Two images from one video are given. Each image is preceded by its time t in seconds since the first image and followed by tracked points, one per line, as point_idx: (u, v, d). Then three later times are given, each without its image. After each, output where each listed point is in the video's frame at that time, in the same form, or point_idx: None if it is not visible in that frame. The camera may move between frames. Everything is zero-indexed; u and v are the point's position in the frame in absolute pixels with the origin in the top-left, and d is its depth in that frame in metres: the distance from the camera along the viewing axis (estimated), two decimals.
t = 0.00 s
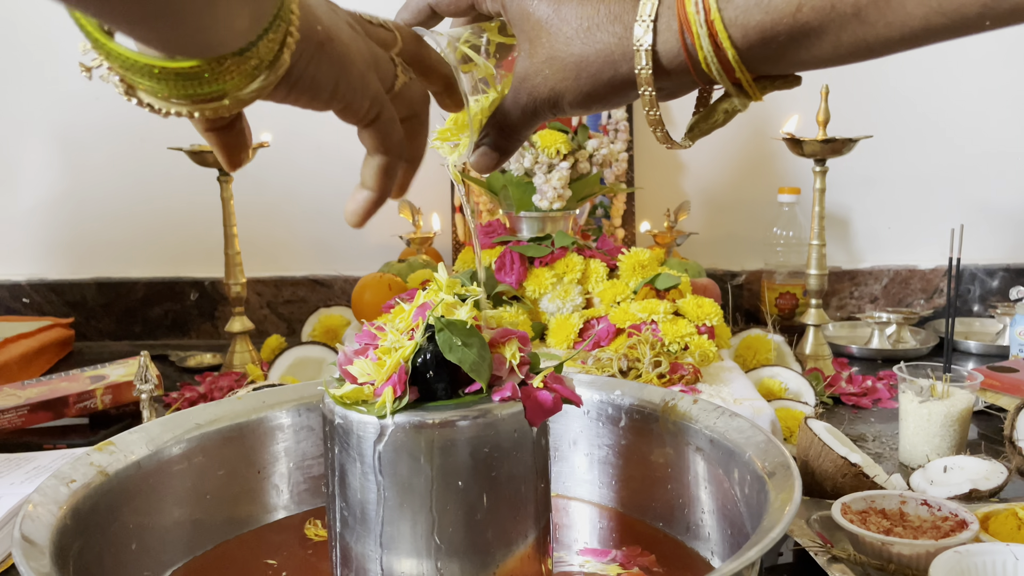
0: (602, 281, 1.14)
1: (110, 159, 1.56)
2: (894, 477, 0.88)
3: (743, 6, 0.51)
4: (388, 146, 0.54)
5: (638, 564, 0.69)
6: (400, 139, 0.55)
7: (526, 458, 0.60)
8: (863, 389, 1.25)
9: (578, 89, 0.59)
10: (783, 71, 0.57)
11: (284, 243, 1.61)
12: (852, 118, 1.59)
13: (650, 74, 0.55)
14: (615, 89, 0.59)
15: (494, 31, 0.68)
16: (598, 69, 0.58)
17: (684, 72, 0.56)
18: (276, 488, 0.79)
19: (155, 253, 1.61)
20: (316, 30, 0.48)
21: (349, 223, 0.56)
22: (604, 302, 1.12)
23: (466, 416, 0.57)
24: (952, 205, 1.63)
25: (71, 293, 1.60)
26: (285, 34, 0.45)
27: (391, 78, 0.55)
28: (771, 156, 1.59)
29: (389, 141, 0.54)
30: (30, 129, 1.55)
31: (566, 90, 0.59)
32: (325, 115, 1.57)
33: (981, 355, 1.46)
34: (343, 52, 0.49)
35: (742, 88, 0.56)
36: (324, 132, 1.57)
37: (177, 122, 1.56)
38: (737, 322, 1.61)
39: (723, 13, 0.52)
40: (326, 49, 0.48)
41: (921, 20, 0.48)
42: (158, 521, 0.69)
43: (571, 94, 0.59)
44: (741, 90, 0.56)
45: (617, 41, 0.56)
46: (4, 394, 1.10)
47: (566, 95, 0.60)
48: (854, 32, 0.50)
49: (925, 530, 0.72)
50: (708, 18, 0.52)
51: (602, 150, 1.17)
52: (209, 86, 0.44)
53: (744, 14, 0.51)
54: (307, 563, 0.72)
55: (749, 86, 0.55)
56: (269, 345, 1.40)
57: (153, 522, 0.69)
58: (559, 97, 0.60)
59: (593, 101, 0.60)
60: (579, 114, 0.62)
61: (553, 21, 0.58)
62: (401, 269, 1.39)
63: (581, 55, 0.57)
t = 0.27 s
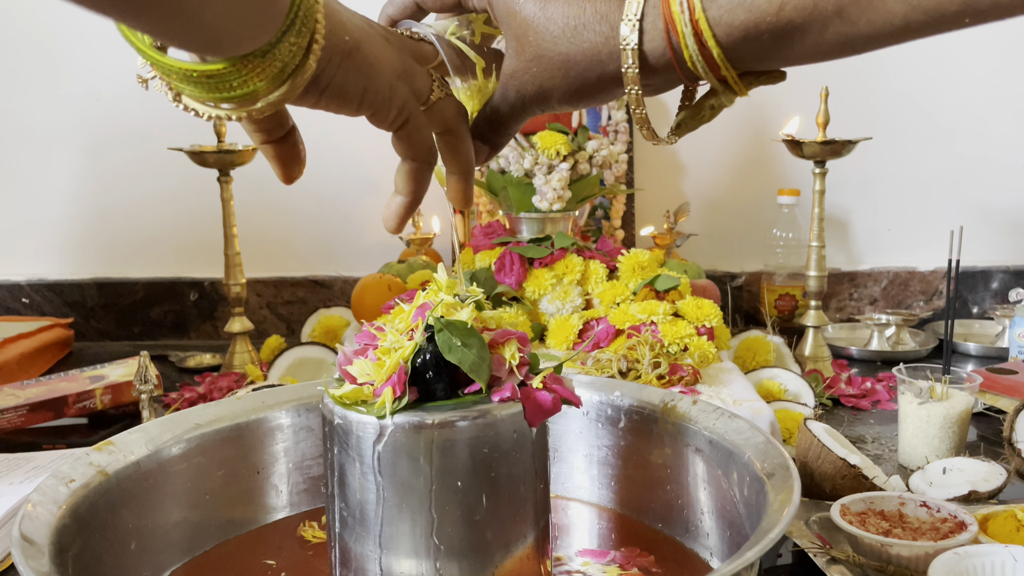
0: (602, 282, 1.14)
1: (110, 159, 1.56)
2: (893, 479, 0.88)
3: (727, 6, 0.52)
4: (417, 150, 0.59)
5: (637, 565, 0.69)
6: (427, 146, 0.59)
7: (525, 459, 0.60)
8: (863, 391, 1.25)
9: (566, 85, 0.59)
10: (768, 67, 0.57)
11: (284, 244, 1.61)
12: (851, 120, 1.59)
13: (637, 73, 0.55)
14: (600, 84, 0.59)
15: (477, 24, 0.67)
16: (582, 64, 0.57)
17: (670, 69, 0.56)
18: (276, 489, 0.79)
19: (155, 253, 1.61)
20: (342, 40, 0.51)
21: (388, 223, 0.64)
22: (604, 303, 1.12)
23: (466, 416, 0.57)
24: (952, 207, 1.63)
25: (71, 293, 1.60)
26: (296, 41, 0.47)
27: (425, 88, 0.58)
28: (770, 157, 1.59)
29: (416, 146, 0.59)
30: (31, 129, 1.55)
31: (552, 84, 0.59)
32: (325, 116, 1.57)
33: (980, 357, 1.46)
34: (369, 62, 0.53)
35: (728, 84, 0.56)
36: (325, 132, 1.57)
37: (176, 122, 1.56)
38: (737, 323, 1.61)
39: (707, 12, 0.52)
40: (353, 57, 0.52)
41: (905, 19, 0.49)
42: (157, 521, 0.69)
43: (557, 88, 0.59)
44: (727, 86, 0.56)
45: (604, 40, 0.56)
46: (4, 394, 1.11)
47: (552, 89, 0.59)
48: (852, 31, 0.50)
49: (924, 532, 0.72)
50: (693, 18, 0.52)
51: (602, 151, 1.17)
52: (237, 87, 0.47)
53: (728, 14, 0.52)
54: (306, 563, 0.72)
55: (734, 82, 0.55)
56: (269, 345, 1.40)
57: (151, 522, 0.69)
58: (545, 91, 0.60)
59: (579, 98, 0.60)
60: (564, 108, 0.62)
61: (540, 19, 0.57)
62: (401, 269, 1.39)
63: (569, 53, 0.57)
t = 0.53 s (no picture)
0: (602, 284, 1.14)
1: (109, 159, 1.56)
2: (893, 480, 0.88)
3: (735, 2, 0.51)
4: (439, 160, 0.55)
5: (637, 568, 0.69)
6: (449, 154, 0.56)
7: (525, 461, 0.60)
8: (863, 393, 1.24)
9: (576, 78, 0.57)
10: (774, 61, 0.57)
11: (284, 244, 1.61)
12: (851, 121, 1.59)
13: (646, 68, 0.55)
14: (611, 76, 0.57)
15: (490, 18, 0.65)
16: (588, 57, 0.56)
17: (678, 65, 0.56)
18: (275, 490, 0.79)
19: (154, 254, 1.61)
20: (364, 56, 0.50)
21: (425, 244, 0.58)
22: (604, 304, 1.12)
23: (466, 417, 0.56)
24: (952, 208, 1.63)
25: (71, 294, 1.60)
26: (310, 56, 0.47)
27: (452, 99, 0.56)
28: (770, 159, 1.59)
29: (440, 154, 0.55)
30: (31, 130, 1.55)
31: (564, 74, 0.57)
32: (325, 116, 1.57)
33: (980, 359, 1.46)
34: (393, 74, 0.52)
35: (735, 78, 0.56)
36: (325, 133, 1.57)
37: (176, 122, 1.56)
38: (737, 325, 1.61)
39: (715, 9, 0.52)
40: (376, 71, 0.51)
41: (907, 19, 0.49)
42: (156, 523, 0.69)
43: (569, 80, 0.58)
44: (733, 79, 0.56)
45: (613, 35, 0.56)
46: (3, 395, 1.10)
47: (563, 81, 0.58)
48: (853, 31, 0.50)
49: (923, 534, 0.72)
50: (700, 15, 0.52)
51: (602, 152, 1.18)
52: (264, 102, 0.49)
53: (736, 11, 0.51)
54: (305, 564, 0.72)
55: (742, 76, 0.55)
56: (268, 346, 1.40)
57: (150, 523, 0.69)
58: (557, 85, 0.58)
59: (590, 92, 0.59)
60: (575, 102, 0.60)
61: (550, 14, 0.56)
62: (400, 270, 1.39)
63: (579, 48, 0.56)
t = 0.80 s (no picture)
0: (601, 285, 1.14)
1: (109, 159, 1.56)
2: (892, 482, 0.88)
3: (741, 10, 0.51)
4: (472, 179, 0.59)
5: (636, 569, 0.69)
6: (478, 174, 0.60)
7: (524, 462, 0.60)
8: (863, 394, 1.24)
9: (581, 88, 0.57)
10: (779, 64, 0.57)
11: (283, 245, 1.61)
12: (851, 122, 1.59)
13: (653, 77, 0.55)
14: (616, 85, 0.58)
15: (485, 27, 0.64)
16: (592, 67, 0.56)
17: (684, 71, 0.56)
18: (274, 491, 0.79)
19: (154, 254, 1.61)
20: (405, 90, 0.52)
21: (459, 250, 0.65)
22: (603, 305, 1.12)
23: (466, 418, 0.56)
24: (952, 210, 1.63)
25: (70, 295, 1.60)
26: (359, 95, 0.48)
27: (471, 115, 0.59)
28: (770, 160, 1.59)
29: (470, 176, 0.59)
30: (31, 131, 1.55)
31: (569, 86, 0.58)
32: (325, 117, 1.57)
33: (980, 360, 1.46)
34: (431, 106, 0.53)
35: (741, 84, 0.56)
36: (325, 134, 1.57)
37: (176, 122, 1.56)
38: (736, 326, 1.61)
39: (720, 17, 0.52)
40: (416, 105, 0.52)
41: (910, 21, 0.48)
42: (155, 524, 0.69)
43: (575, 91, 0.58)
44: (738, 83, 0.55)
45: (619, 44, 0.55)
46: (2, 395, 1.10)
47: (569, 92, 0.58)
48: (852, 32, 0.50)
49: (923, 535, 0.72)
50: (707, 24, 0.52)
51: (602, 154, 1.17)
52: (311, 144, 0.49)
53: (742, 19, 0.51)
54: (304, 565, 0.71)
55: (748, 83, 0.55)
56: (268, 346, 1.40)
57: (149, 524, 0.69)
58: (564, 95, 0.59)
59: (595, 100, 0.59)
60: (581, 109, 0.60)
61: (554, 24, 0.56)
62: (400, 271, 1.39)
63: (583, 58, 0.56)
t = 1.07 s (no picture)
0: (601, 285, 1.14)
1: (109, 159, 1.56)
2: (892, 482, 0.88)
3: (728, 10, 0.52)
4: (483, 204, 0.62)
5: (636, 569, 0.69)
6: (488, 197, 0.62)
7: (524, 462, 0.60)
8: (863, 395, 1.25)
9: (568, 89, 0.56)
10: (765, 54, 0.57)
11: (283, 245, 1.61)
12: (851, 123, 1.59)
13: (640, 77, 0.55)
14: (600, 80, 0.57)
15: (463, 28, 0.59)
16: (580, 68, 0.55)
17: (671, 68, 0.56)
18: (274, 491, 0.79)
19: (154, 254, 1.61)
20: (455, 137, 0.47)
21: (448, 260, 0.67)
22: (603, 305, 1.12)
23: (466, 418, 0.56)
24: (951, 210, 1.63)
25: (70, 295, 1.60)
26: (430, 197, 0.43)
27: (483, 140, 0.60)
28: (770, 160, 1.59)
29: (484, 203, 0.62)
30: (31, 131, 1.55)
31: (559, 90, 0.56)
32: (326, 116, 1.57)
33: (980, 360, 1.46)
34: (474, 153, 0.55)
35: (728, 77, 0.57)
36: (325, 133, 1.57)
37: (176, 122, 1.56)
38: (736, 326, 1.61)
39: (707, 16, 0.52)
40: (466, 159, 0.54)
41: (899, 17, 0.50)
42: (156, 524, 0.69)
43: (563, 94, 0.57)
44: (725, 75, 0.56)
45: (605, 47, 0.55)
46: (3, 396, 1.11)
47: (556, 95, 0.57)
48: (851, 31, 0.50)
49: (922, 535, 0.72)
50: (693, 23, 0.52)
51: (602, 155, 1.17)
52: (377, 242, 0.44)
53: (729, 19, 0.52)
54: (305, 565, 0.72)
55: (736, 76, 0.56)
56: (268, 347, 1.41)
57: (150, 524, 0.69)
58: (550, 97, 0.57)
59: (583, 97, 0.58)
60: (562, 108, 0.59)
61: (537, 26, 0.54)
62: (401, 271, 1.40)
63: (569, 59, 0.55)
